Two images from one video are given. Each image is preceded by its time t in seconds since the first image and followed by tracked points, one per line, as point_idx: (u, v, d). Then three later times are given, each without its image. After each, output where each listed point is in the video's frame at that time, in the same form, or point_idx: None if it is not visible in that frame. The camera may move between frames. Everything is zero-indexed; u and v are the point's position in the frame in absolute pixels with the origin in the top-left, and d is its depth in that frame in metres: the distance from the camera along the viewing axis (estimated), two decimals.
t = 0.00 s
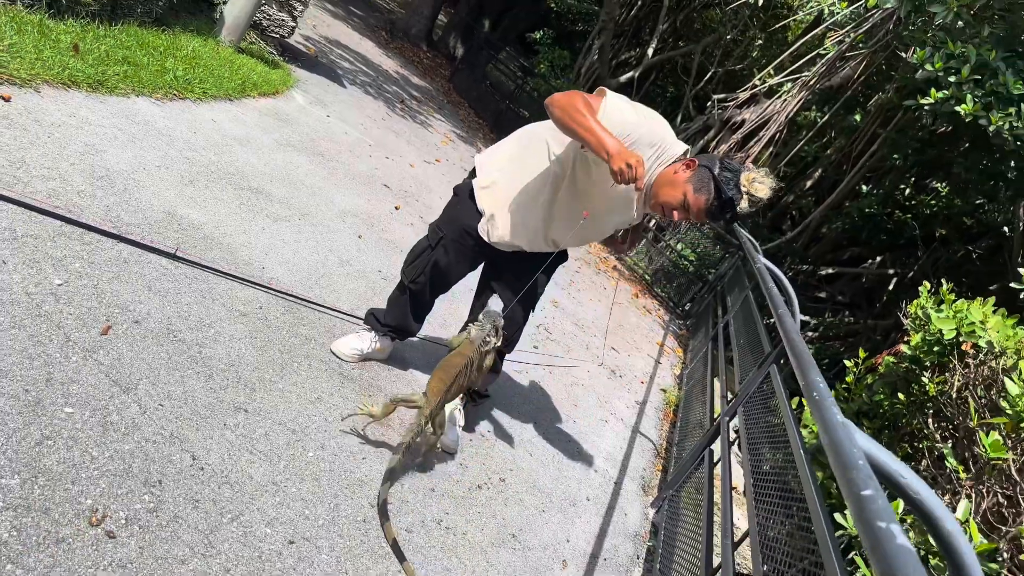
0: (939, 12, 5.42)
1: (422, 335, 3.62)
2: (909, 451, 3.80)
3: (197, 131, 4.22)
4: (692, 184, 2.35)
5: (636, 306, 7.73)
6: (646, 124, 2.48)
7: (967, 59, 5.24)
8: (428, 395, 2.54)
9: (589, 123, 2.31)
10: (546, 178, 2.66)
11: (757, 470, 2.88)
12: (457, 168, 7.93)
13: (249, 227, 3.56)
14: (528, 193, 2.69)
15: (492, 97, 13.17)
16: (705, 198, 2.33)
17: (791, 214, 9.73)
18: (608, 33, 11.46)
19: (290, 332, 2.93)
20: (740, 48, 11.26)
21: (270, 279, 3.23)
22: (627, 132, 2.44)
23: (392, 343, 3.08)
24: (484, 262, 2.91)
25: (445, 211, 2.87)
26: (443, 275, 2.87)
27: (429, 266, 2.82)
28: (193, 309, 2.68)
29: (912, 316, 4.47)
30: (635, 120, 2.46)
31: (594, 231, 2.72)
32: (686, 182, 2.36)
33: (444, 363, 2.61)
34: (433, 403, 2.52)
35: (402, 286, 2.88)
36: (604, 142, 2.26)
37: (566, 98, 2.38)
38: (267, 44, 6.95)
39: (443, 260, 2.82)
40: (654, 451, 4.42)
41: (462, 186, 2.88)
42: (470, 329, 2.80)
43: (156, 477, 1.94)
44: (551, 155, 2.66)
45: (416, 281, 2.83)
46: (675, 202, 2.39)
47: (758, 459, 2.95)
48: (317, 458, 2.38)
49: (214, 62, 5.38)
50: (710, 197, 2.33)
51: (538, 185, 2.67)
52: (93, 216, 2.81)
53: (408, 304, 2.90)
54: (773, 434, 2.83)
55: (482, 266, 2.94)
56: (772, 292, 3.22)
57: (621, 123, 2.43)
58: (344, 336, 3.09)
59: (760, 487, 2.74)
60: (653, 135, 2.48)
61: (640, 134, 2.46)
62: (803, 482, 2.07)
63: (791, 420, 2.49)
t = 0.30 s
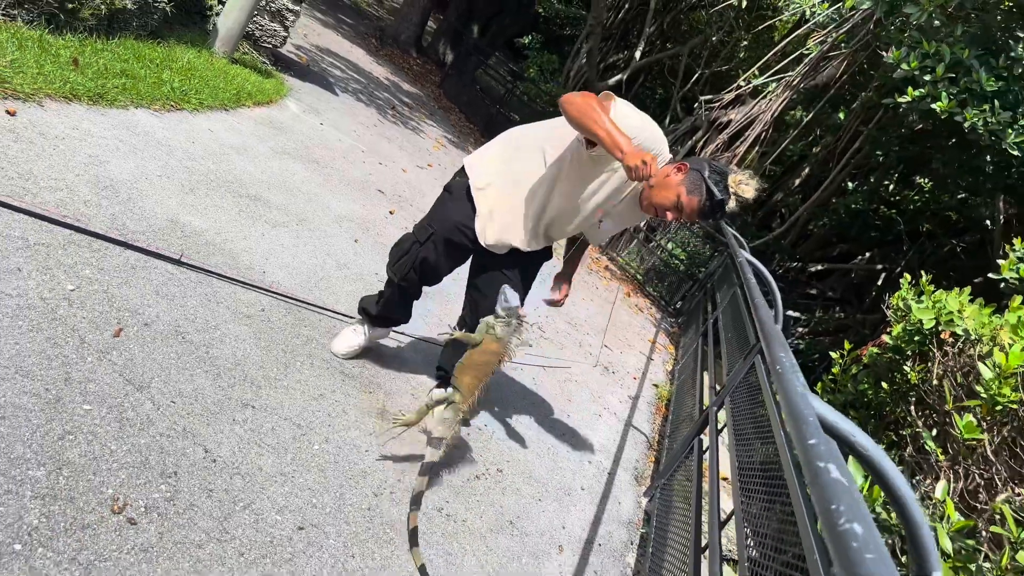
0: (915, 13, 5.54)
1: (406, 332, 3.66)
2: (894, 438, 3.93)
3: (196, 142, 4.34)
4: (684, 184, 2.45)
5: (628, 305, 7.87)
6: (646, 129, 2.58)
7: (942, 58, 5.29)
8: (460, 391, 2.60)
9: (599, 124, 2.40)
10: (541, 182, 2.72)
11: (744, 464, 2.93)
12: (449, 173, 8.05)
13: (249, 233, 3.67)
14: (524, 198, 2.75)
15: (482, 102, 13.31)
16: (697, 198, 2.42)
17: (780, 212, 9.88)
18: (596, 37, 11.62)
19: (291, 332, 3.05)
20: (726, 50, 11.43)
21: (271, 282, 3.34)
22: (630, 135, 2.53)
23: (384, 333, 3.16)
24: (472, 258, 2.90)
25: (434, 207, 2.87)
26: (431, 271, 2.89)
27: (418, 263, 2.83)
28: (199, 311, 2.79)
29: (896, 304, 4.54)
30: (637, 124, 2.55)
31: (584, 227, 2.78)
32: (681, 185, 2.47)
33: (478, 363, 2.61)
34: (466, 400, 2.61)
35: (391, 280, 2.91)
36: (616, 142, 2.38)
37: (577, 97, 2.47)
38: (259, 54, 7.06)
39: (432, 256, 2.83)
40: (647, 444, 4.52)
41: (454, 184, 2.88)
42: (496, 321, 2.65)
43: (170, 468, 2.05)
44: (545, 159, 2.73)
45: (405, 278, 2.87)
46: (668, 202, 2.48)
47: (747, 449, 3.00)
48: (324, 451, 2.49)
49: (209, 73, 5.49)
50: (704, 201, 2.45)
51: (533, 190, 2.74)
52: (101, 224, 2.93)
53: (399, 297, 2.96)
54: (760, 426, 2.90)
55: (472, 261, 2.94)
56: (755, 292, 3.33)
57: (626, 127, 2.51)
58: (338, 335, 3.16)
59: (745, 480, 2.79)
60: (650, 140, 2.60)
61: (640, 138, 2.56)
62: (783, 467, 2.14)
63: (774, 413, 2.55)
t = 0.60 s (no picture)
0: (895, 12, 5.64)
1: (382, 324, 3.66)
2: (881, 426, 4.03)
3: (192, 147, 4.42)
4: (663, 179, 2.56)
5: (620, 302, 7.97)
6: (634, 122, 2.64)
7: (922, 54, 5.36)
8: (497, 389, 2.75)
9: (605, 121, 2.36)
10: (524, 181, 2.72)
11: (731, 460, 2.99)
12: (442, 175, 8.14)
13: (246, 235, 3.75)
14: (507, 196, 2.74)
15: (472, 105, 13.42)
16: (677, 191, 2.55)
17: (768, 209, 10.01)
18: (584, 38, 11.74)
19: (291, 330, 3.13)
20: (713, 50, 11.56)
21: (270, 282, 3.42)
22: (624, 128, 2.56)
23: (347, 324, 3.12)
24: (457, 257, 2.90)
25: (413, 207, 2.87)
26: (416, 269, 2.92)
27: (401, 262, 2.86)
28: (202, 310, 2.88)
29: (880, 296, 4.58)
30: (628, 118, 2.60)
31: (566, 222, 2.87)
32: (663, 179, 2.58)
33: (510, 358, 2.75)
34: (506, 398, 2.75)
35: (371, 277, 2.93)
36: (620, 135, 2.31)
37: (582, 93, 2.42)
38: (251, 60, 7.13)
39: (416, 256, 2.86)
40: (639, 436, 4.58)
41: (432, 183, 2.87)
42: (522, 319, 2.82)
43: (179, 457, 2.13)
44: (527, 159, 2.72)
45: (386, 276, 2.90)
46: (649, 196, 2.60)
47: (735, 438, 3.06)
48: (326, 442, 2.57)
49: (203, 80, 5.58)
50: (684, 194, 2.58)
51: (516, 189, 2.73)
52: (103, 227, 3.02)
53: (374, 294, 2.97)
54: (746, 417, 2.96)
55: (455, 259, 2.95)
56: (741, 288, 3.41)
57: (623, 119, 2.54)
58: (300, 324, 3.09)
59: (735, 472, 2.85)
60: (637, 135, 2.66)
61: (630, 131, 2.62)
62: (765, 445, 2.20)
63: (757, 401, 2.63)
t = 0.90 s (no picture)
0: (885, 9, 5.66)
1: (374, 328, 3.64)
2: (875, 423, 4.04)
3: (181, 151, 4.39)
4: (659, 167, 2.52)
5: (613, 301, 7.96)
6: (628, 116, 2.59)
7: (911, 50, 5.38)
8: (523, 395, 2.78)
9: (618, 121, 2.32)
10: (516, 179, 2.69)
11: (728, 456, 2.98)
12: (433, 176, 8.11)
13: (236, 239, 3.72)
14: (499, 196, 2.71)
15: (463, 105, 13.39)
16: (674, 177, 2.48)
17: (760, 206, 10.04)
18: (574, 38, 11.73)
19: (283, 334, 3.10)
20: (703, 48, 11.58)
21: (262, 286, 3.39)
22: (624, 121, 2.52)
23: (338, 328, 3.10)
24: (449, 261, 2.89)
25: (401, 211, 2.87)
26: (407, 273, 2.91)
27: (392, 265, 2.86)
28: (193, 316, 2.85)
29: (872, 292, 4.60)
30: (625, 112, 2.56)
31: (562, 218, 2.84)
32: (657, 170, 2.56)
33: (537, 366, 2.77)
34: (533, 406, 2.78)
35: (362, 282, 2.92)
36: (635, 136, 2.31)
37: (587, 92, 2.36)
38: (240, 63, 7.09)
39: (406, 260, 2.86)
40: (635, 436, 4.56)
41: (421, 187, 2.86)
42: (548, 326, 2.84)
43: (172, 466, 2.11)
44: (517, 156, 2.69)
45: (377, 280, 2.90)
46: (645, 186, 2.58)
47: (731, 435, 3.07)
48: (321, 449, 2.55)
49: (192, 84, 5.54)
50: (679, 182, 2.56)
51: (507, 188, 2.70)
52: (93, 235, 2.99)
53: (364, 299, 2.96)
54: (743, 415, 2.96)
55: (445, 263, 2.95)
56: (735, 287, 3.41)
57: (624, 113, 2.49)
58: (291, 330, 3.07)
59: (732, 468, 2.85)
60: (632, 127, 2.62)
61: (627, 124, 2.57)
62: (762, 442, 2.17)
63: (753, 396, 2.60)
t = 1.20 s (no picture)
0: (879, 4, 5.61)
1: (366, 336, 3.56)
2: (875, 423, 4.00)
3: (167, 157, 4.30)
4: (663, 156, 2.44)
5: (608, 302, 7.89)
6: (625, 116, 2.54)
7: (907, 46, 5.34)
8: (533, 397, 2.81)
9: (631, 119, 2.23)
10: (515, 185, 2.62)
11: (729, 456, 2.93)
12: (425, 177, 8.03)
13: (223, 246, 3.64)
14: (499, 203, 2.64)
15: (454, 105, 13.29)
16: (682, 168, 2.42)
17: (753, 204, 10.01)
18: (565, 36, 11.67)
19: (272, 344, 3.03)
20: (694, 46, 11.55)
21: (250, 295, 3.31)
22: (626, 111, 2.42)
23: (329, 338, 3.01)
24: (446, 269, 2.83)
25: (396, 218, 2.78)
26: (401, 282, 2.84)
27: (387, 275, 2.78)
28: (179, 328, 2.77)
29: (870, 291, 4.56)
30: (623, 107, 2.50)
31: (564, 219, 2.77)
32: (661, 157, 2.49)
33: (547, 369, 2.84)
34: (546, 411, 2.79)
35: (355, 291, 2.83)
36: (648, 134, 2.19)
37: (595, 92, 2.27)
38: (228, 65, 6.98)
39: (402, 270, 2.78)
40: (633, 440, 4.50)
41: (415, 194, 2.77)
42: (558, 329, 2.92)
43: (156, 487, 2.03)
44: (515, 160, 2.61)
45: (373, 290, 2.81)
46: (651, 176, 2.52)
47: (731, 438, 3.02)
48: (312, 463, 2.47)
49: (178, 87, 5.45)
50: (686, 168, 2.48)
51: (507, 194, 2.63)
52: (75, 244, 2.91)
53: (357, 309, 2.87)
54: (744, 420, 2.90)
55: (442, 272, 2.88)
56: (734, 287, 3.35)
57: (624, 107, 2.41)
58: (280, 340, 2.99)
59: (732, 471, 2.79)
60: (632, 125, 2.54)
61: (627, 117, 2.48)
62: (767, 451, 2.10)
63: (756, 402, 2.55)
